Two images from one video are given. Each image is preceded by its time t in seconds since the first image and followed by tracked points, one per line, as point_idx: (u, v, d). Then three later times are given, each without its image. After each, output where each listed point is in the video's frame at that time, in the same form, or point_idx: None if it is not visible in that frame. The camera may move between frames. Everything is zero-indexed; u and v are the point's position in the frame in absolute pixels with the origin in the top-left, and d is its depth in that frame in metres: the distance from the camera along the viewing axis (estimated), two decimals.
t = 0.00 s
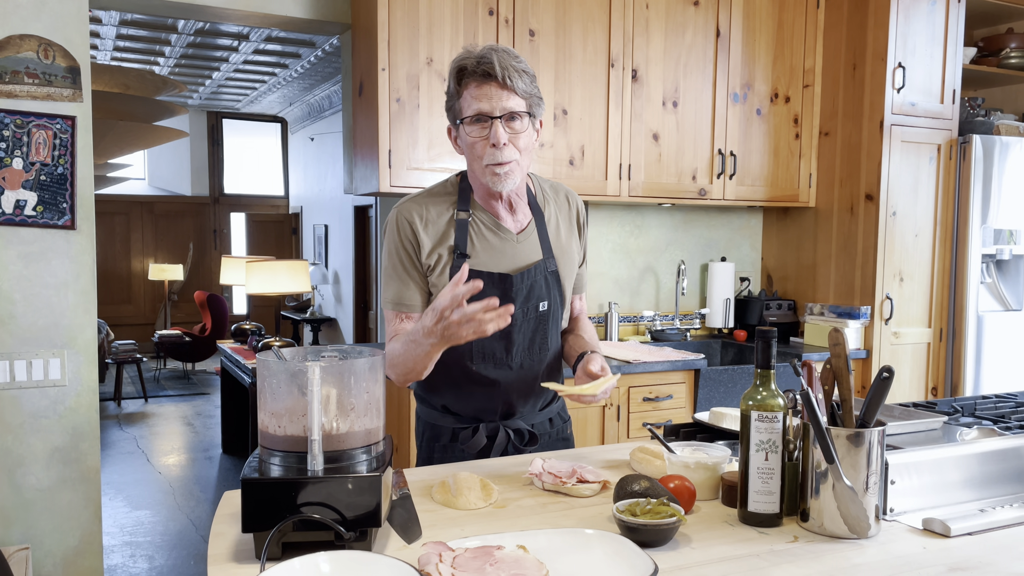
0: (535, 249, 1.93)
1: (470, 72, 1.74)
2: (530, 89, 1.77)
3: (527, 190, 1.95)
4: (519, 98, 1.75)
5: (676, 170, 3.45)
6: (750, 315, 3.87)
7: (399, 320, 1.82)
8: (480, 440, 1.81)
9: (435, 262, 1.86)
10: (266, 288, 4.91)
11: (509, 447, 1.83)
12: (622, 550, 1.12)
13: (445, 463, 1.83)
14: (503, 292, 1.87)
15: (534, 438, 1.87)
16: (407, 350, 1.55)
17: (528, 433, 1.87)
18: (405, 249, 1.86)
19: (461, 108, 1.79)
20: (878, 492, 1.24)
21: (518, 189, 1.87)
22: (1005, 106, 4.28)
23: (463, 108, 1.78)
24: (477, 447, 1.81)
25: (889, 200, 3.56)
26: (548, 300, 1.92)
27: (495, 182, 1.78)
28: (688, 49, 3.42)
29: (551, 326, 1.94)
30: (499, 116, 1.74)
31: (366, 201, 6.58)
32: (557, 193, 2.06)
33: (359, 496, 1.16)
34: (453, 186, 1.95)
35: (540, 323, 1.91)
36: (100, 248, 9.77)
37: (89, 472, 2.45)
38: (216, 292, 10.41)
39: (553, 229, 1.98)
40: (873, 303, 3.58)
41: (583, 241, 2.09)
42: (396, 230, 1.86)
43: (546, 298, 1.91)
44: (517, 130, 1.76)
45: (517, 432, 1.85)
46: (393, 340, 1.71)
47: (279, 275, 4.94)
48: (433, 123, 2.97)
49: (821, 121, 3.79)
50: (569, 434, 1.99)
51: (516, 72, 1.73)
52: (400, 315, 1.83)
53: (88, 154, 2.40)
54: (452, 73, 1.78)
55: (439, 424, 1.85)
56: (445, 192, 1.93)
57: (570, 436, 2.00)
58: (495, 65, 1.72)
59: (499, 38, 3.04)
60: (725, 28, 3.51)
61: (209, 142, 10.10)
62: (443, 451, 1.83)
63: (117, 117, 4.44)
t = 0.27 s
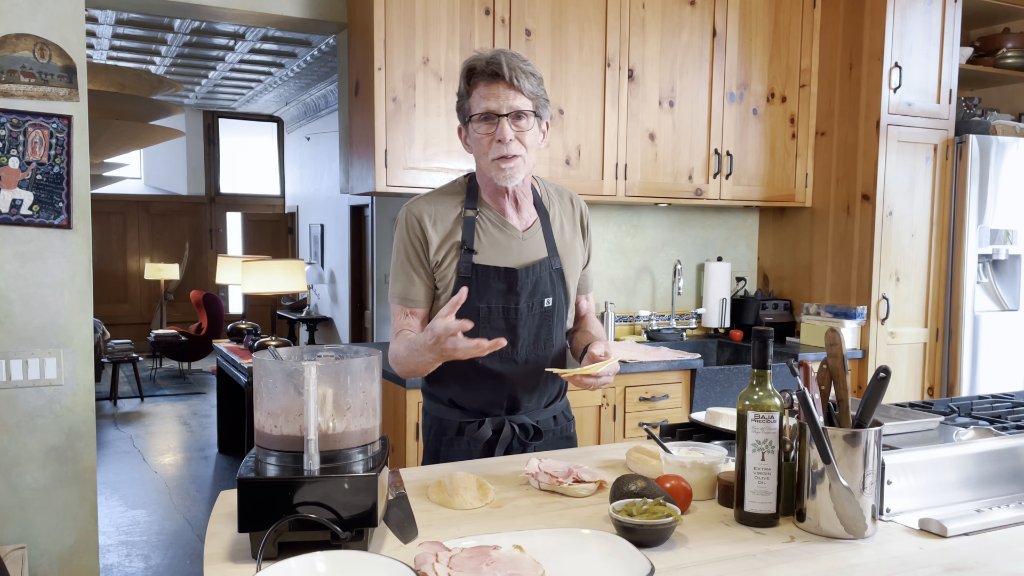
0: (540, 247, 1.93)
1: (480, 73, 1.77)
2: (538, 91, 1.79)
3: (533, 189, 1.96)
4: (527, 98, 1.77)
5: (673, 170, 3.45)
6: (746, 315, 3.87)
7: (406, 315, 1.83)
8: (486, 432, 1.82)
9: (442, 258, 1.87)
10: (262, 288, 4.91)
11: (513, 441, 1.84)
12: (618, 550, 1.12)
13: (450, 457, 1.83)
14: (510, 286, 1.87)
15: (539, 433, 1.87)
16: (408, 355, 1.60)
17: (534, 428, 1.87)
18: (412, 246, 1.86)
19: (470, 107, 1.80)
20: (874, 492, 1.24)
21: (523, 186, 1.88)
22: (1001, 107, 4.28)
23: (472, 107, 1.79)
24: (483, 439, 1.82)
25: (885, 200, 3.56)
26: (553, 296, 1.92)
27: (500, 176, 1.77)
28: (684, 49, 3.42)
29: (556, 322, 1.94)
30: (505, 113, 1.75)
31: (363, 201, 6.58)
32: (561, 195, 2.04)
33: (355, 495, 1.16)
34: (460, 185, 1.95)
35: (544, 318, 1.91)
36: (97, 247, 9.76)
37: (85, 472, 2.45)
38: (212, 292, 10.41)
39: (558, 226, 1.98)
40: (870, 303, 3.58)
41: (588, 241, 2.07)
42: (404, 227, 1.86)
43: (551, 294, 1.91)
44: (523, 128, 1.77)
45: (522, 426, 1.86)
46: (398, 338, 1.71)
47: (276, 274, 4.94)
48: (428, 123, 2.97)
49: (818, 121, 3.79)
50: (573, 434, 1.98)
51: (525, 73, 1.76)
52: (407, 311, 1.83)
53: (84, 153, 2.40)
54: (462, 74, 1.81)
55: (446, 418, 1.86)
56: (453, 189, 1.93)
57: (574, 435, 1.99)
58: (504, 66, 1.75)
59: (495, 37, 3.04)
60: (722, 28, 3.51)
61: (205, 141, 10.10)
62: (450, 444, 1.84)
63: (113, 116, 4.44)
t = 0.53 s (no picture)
0: (541, 243, 1.93)
1: (484, 72, 1.77)
2: (541, 90, 1.79)
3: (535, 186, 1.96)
4: (529, 97, 1.77)
5: (669, 169, 3.44)
6: (743, 314, 3.87)
7: (410, 309, 1.83)
8: (488, 425, 1.84)
9: (445, 252, 1.87)
10: (259, 287, 4.91)
11: (515, 436, 1.84)
12: (616, 548, 1.12)
13: (453, 450, 1.84)
14: (509, 279, 1.88)
15: (542, 427, 1.87)
16: (432, 340, 1.61)
17: (537, 423, 1.86)
18: (416, 241, 1.86)
19: (474, 106, 1.81)
20: (871, 491, 1.24)
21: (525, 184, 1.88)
22: (998, 105, 4.28)
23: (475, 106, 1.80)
24: (485, 431, 1.84)
25: (882, 199, 3.56)
26: (552, 291, 1.92)
27: (502, 174, 1.78)
28: (681, 48, 3.42)
29: (556, 318, 1.93)
30: (508, 112, 1.75)
31: (359, 200, 6.57)
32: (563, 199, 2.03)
33: (353, 494, 1.16)
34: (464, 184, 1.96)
35: (545, 313, 1.91)
36: (93, 246, 9.76)
37: (81, 471, 2.45)
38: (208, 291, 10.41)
39: (559, 226, 1.97)
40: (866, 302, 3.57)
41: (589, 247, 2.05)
42: (408, 224, 1.87)
43: (551, 289, 1.91)
44: (525, 126, 1.77)
45: (525, 421, 1.85)
46: (404, 331, 1.72)
47: (272, 273, 4.94)
48: (425, 121, 2.97)
49: (815, 120, 3.79)
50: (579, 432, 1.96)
51: (528, 73, 1.76)
52: (411, 304, 1.83)
53: (81, 152, 2.40)
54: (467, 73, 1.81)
55: (449, 411, 1.87)
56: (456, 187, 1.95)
57: (579, 433, 1.96)
58: (508, 65, 1.75)
59: (491, 37, 3.04)
60: (718, 27, 3.51)
61: (201, 140, 10.10)
62: (453, 436, 1.86)
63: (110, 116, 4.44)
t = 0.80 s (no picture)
0: (541, 241, 1.93)
1: (485, 73, 1.77)
2: (542, 93, 1.79)
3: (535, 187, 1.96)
4: (530, 100, 1.77)
5: (666, 169, 3.45)
6: (740, 314, 3.87)
7: (412, 308, 1.83)
8: (491, 420, 1.83)
9: (446, 251, 1.87)
10: (256, 287, 4.91)
11: (519, 432, 1.84)
12: (615, 547, 1.12)
13: (458, 446, 1.84)
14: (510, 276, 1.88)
15: (545, 423, 1.87)
16: (431, 336, 1.62)
17: (540, 419, 1.87)
18: (417, 240, 1.86)
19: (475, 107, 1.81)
20: (870, 491, 1.24)
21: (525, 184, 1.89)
22: (995, 106, 4.29)
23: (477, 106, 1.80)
24: (489, 427, 1.83)
25: (880, 199, 3.56)
26: (553, 288, 1.91)
27: (502, 174, 1.78)
28: (678, 48, 3.42)
29: (557, 315, 1.93)
30: (509, 113, 1.75)
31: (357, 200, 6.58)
32: (563, 201, 2.03)
33: (353, 494, 1.16)
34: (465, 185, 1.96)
35: (545, 310, 1.91)
36: (90, 246, 9.76)
37: (79, 470, 2.45)
38: (206, 291, 10.41)
39: (559, 225, 1.98)
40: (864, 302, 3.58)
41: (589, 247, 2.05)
42: (409, 223, 1.88)
43: (551, 286, 1.91)
44: (526, 128, 1.77)
45: (528, 416, 1.86)
46: (406, 329, 1.73)
47: (269, 273, 4.94)
48: (422, 121, 2.97)
49: (812, 120, 3.79)
50: (582, 429, 1.96)
51: (530, 75, 1.76)
52: (413, 303, 1.83)
53: (79, 152, 2.40)
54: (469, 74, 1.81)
55: (454, 408, 1.87)
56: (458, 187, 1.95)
57: (583, 430, 1.97)
58: (509, 67, 1.75)
59: (487, 36, 3.04)
60: (715, 27, 3.51)
61: (199, 140, 10.10)
62: (458, 433, 1.85)
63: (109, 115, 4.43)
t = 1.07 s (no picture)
0: (538, 238, 1.93)
1: (491, 75, 1.77)
2: (545, 97, 1.80)
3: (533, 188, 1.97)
4: (535, 103, 1.78)
5: (665, 169, 3.44)
6: (738, 313, 3.87)
7: (410, 305, 1.83)
8: (488, 416, 1.83)
9: (443, 248, 1.88)
10: (254, 287, 4.92)
11: (517, 428, 1.84)
12: (613, 546, 1.12)
13: (457, 442, 1.85)
14: (506, 271, 1.88)
15: (543, 419, 1.87)
16: (434, 337, 1.62)
17: (538, 416, 1.87)
18: (415, 238, 1.87)
19: (479, 108, 1.80)
20: (869, 490, 1.24)
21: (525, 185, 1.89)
22: (993, 105, 4.29)
23: (481, 107, 1.79)
24: (486, 423, 1.84)
25: (878, 199, 3.56)
26: (550, 284, 1.91)
27: (507, 175, 1.78)
28: (676, 47, 3.42)
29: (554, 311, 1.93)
30: (515, 115, 1.75)
31: (355, 199, 6.58)
32: (561, 201, 2.03)
33: (351, 493, 1.16)
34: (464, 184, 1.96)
35: (542, 306, 1.91)
36: (88, 245, 9.75)
37: (77, 470, 2.46)
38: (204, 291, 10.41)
39: (557, 223, 1.97)
40: (862, 301, 3.58)
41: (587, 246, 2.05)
42: (407, 220, 1.88)
43: (548, 282, 1.91)
44: (530, 130, 1.78)
45: (526, 413, 1.86)
46: (403, 326, 1.72)
47: (267, 273, 4.94)
48: (420, 121, 2.97)
49: (810, 119, 3.79)
50: (581, 426, 1.96)
51: (535, 79, 1.77)
52: (410, 300, 1.83)
53: (78, 151, 2.40)
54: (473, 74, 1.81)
55: (452, 405, 1.88)
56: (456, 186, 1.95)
57: (582, 427, 1.96)
58: (516, 70, 1.75)
59: (486, 36, 3.04)
60: (714, 27, 3.51)
61: (197, 139, 10.10)
62: (456, 429, 1.86)
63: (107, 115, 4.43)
